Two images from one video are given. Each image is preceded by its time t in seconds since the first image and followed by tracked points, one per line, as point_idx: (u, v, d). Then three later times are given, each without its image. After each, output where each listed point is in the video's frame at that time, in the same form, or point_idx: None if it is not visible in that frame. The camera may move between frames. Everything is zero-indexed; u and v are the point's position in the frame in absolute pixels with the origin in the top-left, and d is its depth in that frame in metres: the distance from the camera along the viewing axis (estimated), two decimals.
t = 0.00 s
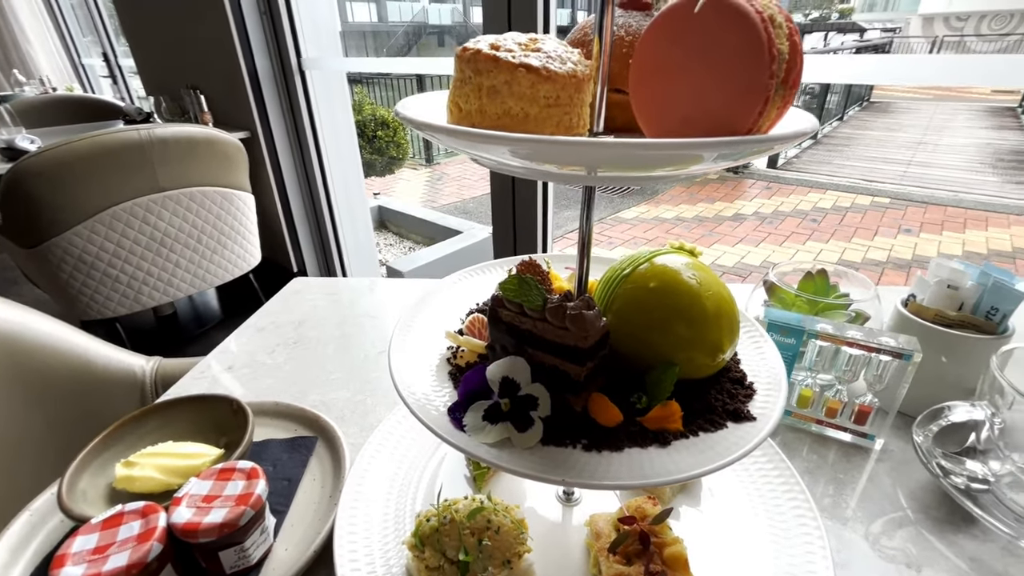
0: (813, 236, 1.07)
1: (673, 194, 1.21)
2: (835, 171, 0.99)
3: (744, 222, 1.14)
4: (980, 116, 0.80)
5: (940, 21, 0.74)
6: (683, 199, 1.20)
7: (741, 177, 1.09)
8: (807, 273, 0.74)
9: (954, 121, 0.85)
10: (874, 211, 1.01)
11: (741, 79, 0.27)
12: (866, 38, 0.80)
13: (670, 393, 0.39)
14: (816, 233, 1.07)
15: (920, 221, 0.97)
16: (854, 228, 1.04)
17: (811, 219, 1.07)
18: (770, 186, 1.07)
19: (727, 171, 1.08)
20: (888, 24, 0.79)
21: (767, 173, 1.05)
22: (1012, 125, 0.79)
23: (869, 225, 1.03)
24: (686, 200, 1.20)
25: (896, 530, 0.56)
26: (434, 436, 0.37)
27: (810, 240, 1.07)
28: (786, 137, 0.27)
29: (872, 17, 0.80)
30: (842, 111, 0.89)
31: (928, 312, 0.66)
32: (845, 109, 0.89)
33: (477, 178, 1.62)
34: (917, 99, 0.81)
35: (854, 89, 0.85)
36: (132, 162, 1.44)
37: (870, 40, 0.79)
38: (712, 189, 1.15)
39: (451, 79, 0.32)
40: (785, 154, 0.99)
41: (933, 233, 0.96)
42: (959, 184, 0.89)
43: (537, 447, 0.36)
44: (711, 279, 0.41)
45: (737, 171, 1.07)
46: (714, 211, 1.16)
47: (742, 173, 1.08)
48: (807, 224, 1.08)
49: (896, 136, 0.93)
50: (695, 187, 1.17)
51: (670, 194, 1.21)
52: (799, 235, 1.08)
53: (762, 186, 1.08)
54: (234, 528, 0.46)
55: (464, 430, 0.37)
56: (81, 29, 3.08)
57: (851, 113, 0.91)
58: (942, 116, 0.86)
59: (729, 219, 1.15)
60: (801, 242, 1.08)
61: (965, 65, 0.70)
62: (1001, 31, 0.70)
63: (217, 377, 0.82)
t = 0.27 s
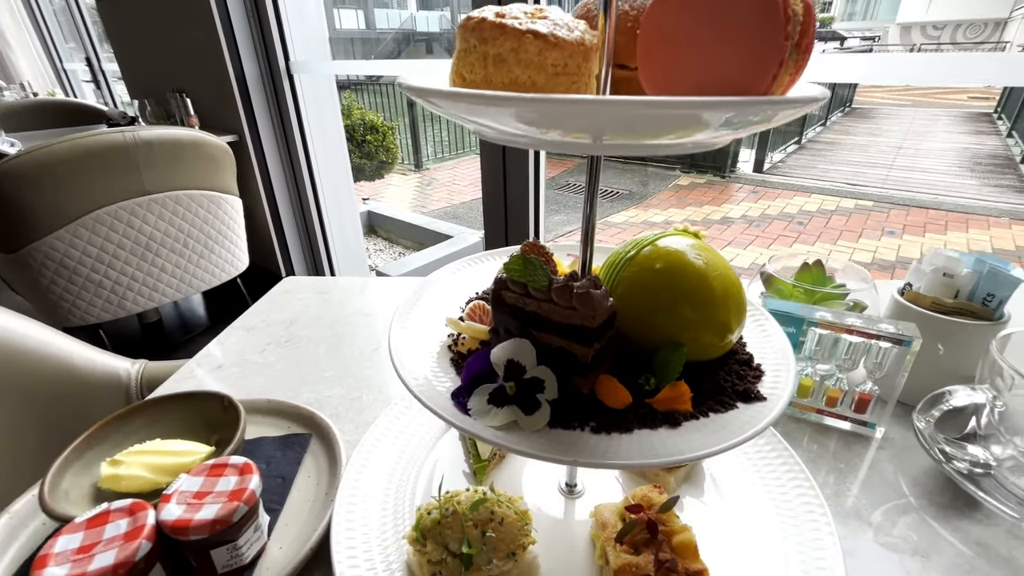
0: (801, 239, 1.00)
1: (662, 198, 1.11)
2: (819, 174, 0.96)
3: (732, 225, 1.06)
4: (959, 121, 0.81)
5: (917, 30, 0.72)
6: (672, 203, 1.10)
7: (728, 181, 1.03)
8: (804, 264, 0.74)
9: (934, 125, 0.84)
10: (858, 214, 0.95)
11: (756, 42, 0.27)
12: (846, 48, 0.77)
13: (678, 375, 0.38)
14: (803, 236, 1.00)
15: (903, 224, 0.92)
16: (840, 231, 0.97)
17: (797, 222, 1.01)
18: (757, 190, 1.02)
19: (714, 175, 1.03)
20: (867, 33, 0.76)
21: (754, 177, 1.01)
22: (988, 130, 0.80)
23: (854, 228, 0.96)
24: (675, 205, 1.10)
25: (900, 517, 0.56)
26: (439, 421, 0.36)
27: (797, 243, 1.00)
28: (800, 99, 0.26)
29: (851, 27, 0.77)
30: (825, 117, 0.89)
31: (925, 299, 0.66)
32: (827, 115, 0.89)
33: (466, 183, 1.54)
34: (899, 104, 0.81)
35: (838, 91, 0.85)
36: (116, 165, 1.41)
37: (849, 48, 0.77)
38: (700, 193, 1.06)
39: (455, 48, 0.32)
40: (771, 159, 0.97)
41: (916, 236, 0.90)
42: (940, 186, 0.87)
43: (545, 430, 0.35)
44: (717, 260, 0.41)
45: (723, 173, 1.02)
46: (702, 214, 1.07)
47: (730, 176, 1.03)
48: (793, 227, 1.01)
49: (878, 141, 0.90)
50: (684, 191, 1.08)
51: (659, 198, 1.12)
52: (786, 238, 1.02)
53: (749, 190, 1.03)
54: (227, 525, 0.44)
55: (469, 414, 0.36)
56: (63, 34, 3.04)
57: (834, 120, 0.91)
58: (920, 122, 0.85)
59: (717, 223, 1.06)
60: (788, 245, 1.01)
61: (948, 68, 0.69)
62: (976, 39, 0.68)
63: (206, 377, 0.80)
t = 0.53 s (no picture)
0: (793, 241, 0.95)
1: (655, 202, 1.06)
2: (811, 177, 0.93)
3: (725, 228, 1.00)
4: (949, 124, 0.80)
5: (904, 35, 0.71)
6: (665, 208, 1.05)
7: (721, 183, 0.99)
8: (804, 259, 0.73)
9: (925, 127, 0.82)
10: (849, 216, 0.91)
11: (770, 10, 0.26)
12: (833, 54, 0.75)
13: (684, 368, 0.37)
14: (795, 239, 0.95)
15: (894, 226, 0.87)
16: (832, 233, 0.92)
17: (790, 224, 0.95)
18: (749, 193, 0.98)
19: (706, 178, 1.00)
20: (855, 39, 0.75)
21: (746, 179, 0.97)
22: (976, 134, 0.78)
23: (846, 229, 0.91)
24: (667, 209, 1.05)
25: (908, 515, 0.55)
26: (435, 417, 0.34)
27: (789, 245, 0.95)
28: (818, 69, 0.24)
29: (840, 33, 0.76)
30: (815, 119, 0.90)
31: (928, 294, 0.65)
32: (818, 118, 0.89)
33: (459, 187, 1.52)
34: (888, 107, 0.82)
35: (829, 92, 0.85)
36: (104, 167, 1.38)
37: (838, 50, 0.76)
38: (692, 196, 1.02)
39: (452, 21, 0.31)
40: (762, 160, 0.95)
41: (906, 237, 0.86)
42: (930, 190, 0.84)
43: (546, 426, 0.34)
44: (723, 249, 0.39)
45: (715, 176, 0.99)
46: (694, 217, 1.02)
47: (722, 179, 0.99)
48: (785, 229, 0.96)
49: (866, 145, 0.87)
50: (676, 195, 1.03)
51: (653, 201, 1.07)
52: (779, 240, 0.96)
53: (741, 193, 0.98)
54: (212, 531, 0.42)
55: (467, 410, 0.34)
56: (52, 38, 3.00)
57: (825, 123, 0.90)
58: (909, 125, 0.83)
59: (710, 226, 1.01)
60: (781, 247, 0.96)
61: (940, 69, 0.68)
62: (962, 43, 0.67)
63: (194, 378, 0.77)
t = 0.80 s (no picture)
0: (787, 248, 0.97)
1: (651, 209, 1.08)
2: (804, 185, 0.94)
3: (719, 235, 1.02)
4: (936, 133, 0.81)
5: (894, 46, 0.73)
6: (661, 215, 1.06)
7: (715, 191, 1.01)
8: (798, 268, 0.74)
9: (914, 135, 0.83)
10: (842, 223, 0.92)
11: (761, 36, 0.27)
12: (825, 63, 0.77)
13: (683, 376, 0.38)
14: (789, 246, 0.97)
15: (886, 233, 0.89)
16: (825, 240, 0.94)
17: (784, 232, 0.97)
18: (743, 201, 0.99)
19: (700, 186, 1.02)
20: (846, 49, 0.77)
21: (740, 188, 0.99)
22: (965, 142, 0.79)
23: (839, 237, 0.93)
24: (663, 217, 1.06)
25: (903, 520, 0.56)
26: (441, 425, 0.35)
27: (783, 253, 0.97)
28: (809, 91, 0.25)
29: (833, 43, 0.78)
30: (807, 128, 0.91)
31: (919, 302, 0.66)
32: (810, 127, 0.90)
33: (456, 195, 1.53)
34: (879, 114, 0.82)
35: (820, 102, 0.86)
36: (101, 176, 1.38)
37: (829, 62, 0.78)
38: (687, 204, 1.04)
39: (458, 43, 0.32)
40: (756, 169, 0.96)
41: (899, 244, 0.88)
42: (919, 196, 0.85)
43: (550, 433, 0.34)
44: (719, 260, 0.40)
45: (709, 184, 1.00)
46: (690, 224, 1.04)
47: (716, 187, 1.01)
48: (780, 236, 0.98)
49: (860, 151, 0.88)
50: (672, 203, 1.05)
51: (649, 209, 1.08)
52: (773, 247, 0.99)
53: (735, 201, 1.00)
54: (218, 539, 0.43)
55: (472, 418, 0.35)
56: (48, 47, 3.00)
57: (817, 132, 0.91)
58: (899, 135, 0.85)
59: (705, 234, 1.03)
60: (774, 255, 0.98)
61: (930, 80, 0.70)
62: (950, 54, 0.70)
63: (195, 388, 0.78)
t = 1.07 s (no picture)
0: (782, 252, 0.98)
1: (647, 212, 1.09)
2: (798, 189, 0.95)
3: (714, 238, 1.03)
4: (927, 138, 0.82)
5: (886, 51, 0.75)
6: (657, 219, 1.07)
7: (711, 196, 1.02)
8: (791, 272, 0.75)
9: (906, 140, 0.85)
10: (836, 227, 0.93)
11: (752, 49, 0.28)
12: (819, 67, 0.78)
13: (679, 378, 0.39)
14: (784, 249, 0.97)
15: (880, 237, 0.90)
16: (820, 243, 0.95)
17: (778, 235, 0.98)
18: (738, 205, 1.00)
19: (696, 190, 1.03)
20: (838, 55, 0.78)
21: (736, 191, 1.00)
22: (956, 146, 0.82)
23: (833, 240, 0.94)
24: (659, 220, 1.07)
25: (895, 519, 0.57)
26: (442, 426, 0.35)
27: (778, 256, 0.97)
28: (798, 102, 0.26)
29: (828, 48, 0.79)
30: (801, 133, 0.93)
31: (909, 305, 0.68)
32: (804, 131, 0.93)
33: (452, 199, 1.54)
34: (869, 121, 0.83)
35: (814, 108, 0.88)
36: (98, 180, 1.39)
37: (822, 67, 0.79)
38: (682, 208, 1.05)
39: (460, 54, 0.33)
40: (751, 173, 0.98)
41: (891, 248, 0.89)
42: (910, 200, 0.87)
43: (549, 433, 0.35)
44: (713, 264, 0.41)
45: (704, 188, 1.01)
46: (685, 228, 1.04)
47: (712, 191, 1.02)
48: (774, 239, 0.98)
49: (853, 156, 0.90)
50: (667, 206, 1.06)
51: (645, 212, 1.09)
52: (768, 250, 0.99)
53: (730, 205, 1.01)
54: (220, 541, 0.43)
55: (472, 419, 0.36)
56: (43, 50, 3.00)
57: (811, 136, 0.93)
58: (891, 140, 0.86)
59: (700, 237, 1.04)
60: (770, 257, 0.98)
61: (922, 85, 0.72)
62: (942, 59, 0.71)
63: (195, 391, 0.78)
